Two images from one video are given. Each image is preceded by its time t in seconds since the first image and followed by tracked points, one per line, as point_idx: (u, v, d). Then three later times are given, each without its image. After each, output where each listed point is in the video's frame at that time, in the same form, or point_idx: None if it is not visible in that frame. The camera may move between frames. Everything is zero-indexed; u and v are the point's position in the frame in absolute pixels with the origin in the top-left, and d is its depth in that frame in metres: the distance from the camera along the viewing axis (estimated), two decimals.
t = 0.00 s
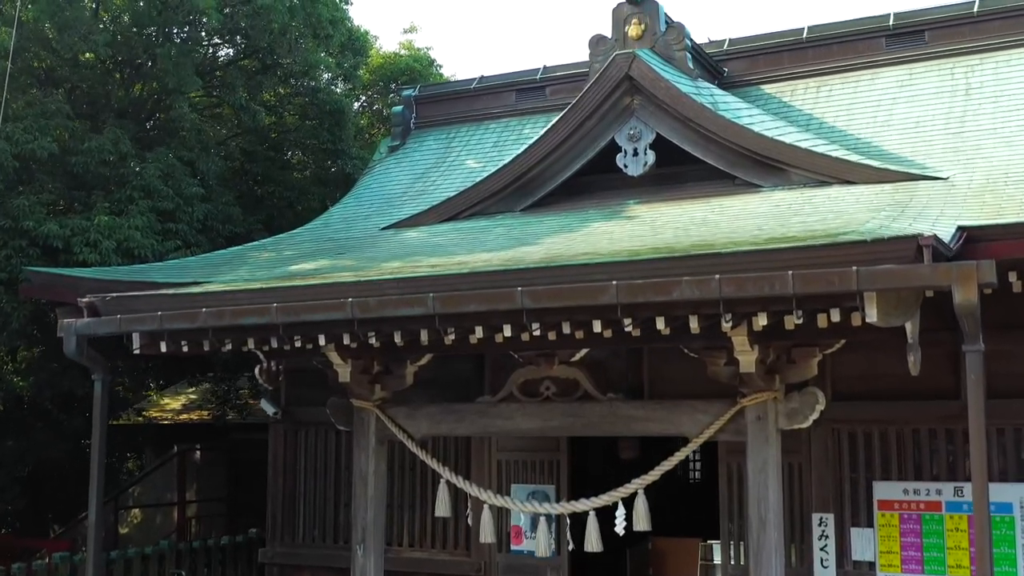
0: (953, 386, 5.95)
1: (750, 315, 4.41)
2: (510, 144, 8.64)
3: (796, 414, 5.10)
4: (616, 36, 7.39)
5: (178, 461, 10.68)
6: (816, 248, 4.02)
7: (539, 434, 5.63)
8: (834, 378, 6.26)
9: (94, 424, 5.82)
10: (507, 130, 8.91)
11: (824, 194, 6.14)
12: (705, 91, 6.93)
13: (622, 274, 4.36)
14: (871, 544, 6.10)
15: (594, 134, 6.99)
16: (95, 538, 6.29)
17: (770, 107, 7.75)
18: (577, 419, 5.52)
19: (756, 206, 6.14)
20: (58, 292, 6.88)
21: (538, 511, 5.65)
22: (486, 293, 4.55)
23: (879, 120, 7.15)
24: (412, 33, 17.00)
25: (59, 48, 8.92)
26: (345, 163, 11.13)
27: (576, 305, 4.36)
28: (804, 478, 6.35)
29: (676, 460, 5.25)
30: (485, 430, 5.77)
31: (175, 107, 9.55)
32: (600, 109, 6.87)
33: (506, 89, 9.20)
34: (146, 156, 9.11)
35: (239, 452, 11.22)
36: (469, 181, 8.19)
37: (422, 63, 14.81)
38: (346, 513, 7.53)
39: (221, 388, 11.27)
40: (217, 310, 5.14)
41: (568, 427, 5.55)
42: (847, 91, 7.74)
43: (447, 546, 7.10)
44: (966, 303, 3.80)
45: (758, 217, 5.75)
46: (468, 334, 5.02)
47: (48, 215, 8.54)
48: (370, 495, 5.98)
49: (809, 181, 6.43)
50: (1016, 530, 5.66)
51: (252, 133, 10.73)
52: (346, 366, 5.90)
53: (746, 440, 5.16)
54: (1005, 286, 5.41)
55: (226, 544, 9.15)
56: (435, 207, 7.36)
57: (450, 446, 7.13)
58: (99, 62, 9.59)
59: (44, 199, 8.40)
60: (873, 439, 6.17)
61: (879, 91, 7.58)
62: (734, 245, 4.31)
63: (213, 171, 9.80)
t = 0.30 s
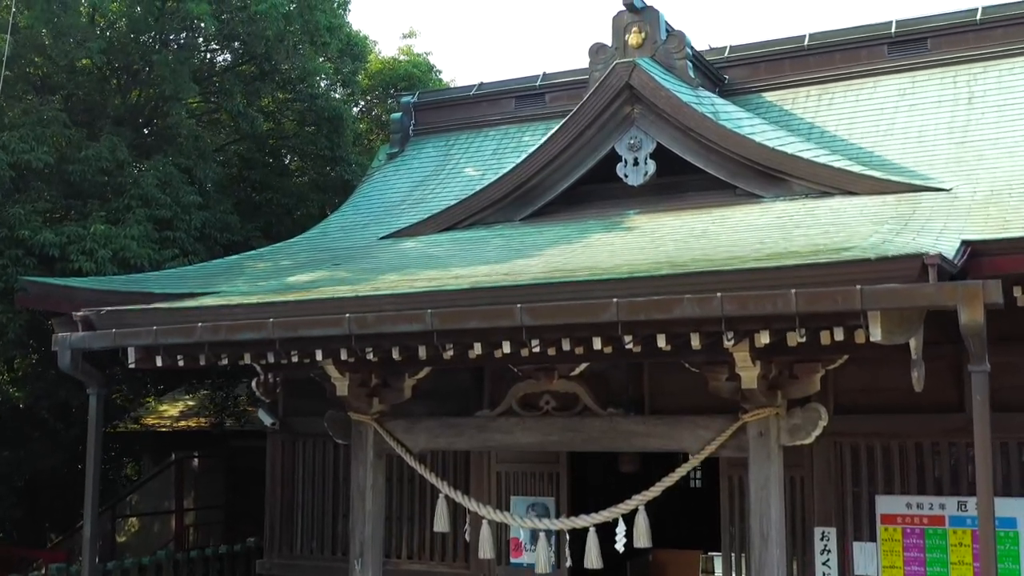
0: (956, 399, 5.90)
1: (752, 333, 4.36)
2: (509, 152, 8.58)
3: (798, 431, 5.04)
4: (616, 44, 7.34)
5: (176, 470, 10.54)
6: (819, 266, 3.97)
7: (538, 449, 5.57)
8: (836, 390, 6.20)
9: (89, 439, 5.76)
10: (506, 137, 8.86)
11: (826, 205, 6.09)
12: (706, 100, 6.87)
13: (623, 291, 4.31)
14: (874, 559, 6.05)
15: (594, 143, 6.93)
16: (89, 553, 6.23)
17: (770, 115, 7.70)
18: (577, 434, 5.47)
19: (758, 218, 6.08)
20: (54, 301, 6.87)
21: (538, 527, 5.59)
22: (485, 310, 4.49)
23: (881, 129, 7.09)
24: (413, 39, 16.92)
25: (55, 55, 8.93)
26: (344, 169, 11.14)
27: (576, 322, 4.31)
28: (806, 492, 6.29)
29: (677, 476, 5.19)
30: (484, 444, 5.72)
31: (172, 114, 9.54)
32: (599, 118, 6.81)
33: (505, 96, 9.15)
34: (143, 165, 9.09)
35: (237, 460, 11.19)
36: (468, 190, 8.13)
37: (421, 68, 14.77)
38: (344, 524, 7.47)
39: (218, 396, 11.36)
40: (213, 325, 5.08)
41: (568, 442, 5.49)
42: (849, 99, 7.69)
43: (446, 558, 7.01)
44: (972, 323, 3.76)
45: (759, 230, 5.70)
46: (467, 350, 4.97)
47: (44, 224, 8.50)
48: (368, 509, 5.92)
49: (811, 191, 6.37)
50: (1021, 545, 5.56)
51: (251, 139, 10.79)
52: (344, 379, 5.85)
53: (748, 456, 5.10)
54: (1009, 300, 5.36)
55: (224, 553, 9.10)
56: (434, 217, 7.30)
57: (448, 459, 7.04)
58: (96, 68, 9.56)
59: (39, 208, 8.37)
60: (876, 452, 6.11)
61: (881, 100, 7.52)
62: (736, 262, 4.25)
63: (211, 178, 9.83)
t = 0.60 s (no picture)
0: (961, 412, 5.84)
1: (755, 352, 4.30)
2: (509, 160, 8.52)
3: (802, 447, 4.99)
4: (617, 53, 7.29)
5: (175, 478, 10.49)
6: (824, 286, 3.90)
7: (539, 465, 5.52)
8: (839, 403, 6.13)
9: (85, 455, 5.71)
10: (507, 145, 8.80)
11: (829, 217, 6.03)
12: (708, 110, 6.82)
13: (626, 309, 4.25)
14: (877, 573, 5.99)
15: (595, 154, 6.87)
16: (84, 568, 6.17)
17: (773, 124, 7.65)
18: (578, 450, 5.42)
19: (760, 230, 6.02)
20: (51, 312, 6.86)
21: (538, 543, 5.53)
22: (485, 327, 4.44)
23: (884, 138, 7.03)
24: (414, 43, 16.86)
25: (52, 63, 8.95)
26: (343, 176, 11.16)
27: (577, 340, 4.26)
28: (809, 505, 6.23)
29: (679, 493, 5.14)
30: (484, 459, 5.67)
31: (170, 122, 9.57)
32: (600, 128, 6.76)
33: (506, 103, 9.09)
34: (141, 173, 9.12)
35: (236, 468, 11.15)
36: (468, 199, 8.07)
37: (421, 74, 14.74)
38: (343, 536, 7.41)
39: (216, 404, 11.21)
40: (211, 340, 5.03)
41: (569, 458, 5.44)
42: (852, 107, 7.63)
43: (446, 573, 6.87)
44: (980, 345, 3.70)
45: (762, 243, 5.65)
46: (467, 367, 4.91)
47: (41, 233, 8.48)
48: (366, 525, 5.86)
49: (814, 203, 6.32)
50: None
51: (251, 146, 10.91)
52: (343, 394, 5.79)
53: (751, 474, 5.05)
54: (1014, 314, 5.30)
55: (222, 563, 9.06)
56: (433, 226, 7.24)
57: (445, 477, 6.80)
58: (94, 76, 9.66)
59: (35, 217, 8.34)
60: (880, 466, 6.04)
61: (884, 108, 7.46)
62: (740, 280, 4.19)
63: (209, 186, 9.83)
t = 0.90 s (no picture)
0: (967, 425, 5.75)
1: (760, 370, 4.25)
2: (510, 168, 8.47)
3: (806, 464, 4.92)
4: (619, 61, 7.25)
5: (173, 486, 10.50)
6: (830, 305, 3.85)
7: (540, 480, 5.47)
8: (844, 416, 6.04)
9: (81, 471, 5.66)
10: (508, 152, 8.75)
11: (833, 229, 5.98)
12: (710, 120, 6.77)
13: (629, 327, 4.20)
14: None
15: (595, 164, 6.82)
16: None
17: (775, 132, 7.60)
18: (579, 466, 5.37)
19: (764, 242, 5.97)
20: (49, 322, 6.86)
21: (539, 560, 5.47)
22: (486, 345, 4.39)
23: (888, 148, 6.98)
24: (413, 48, 16.81)
25: (49, 70, 8.93)
26: (343, 184, 11.21)
27: (580, 359, 4.21)
28: (813, 519, 6.16)
29: (683, 510, 5.08)
30: (485, 475, 5.62)
31: (169, 130, 9.61)
32: (602, 138, 6.71)
33: (507, 110, 9.04)
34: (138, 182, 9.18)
35: (235, 476, 10.99)
36: (468, 208, 8.01)
37: (421, 79, 14.70)
38: (343, 548, 7.33)
39: (216, 412, 11.12)
40: (208, 356, 4.98)
41: (571, 474, 5.39)
42: (855, 116, 7.57)
43: None
44: (989, 366, 3.64)
45: (765, 256, 5.60)
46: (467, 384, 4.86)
47: (39, 242, 8.46)
48: (366, 541, 5.80)
49: (818, 214, 6.26)
50: None
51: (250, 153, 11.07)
52: (343, 408, 5.67)
53: (755, 491, 4.99)
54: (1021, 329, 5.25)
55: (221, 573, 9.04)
56: (434, 236, 7.19)
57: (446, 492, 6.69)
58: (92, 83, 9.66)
59: (33, 226, 8.31)
60: (885, 481, 5.97)
61: (887, 117, 7.40)
62: (745, 298, 4.14)
63: (207, 194, 9.86)
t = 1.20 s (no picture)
0: (972, 439, 5.69)
1: (764, 389, 4.19)
2: (511, 176, 8.42)
3: (811, 481, 4.86)
4: (620, 70, 7.20)
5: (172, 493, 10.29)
6: (836, 324, 3.79)
7: (541, 495, 5.41)
8: (848, 429, 5.95)
9: (78, 486, 5.60)
10: (508, 160, 8.69)
11: (837, 240, 5.93)
12: (713, 129, 6.72)
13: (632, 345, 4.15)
14: None
15: (595, 175, 6.76)
16: None
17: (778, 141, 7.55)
18: (581, 481, 5.32)
19: (767, 254, 5.92)
20: (46, 332, 6.84)
21: None
22: (487, 363, 4.34)
23: (892, 157, 6.93)
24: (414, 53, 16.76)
25: (47, 77, 8.90)
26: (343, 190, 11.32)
27: (582, 377, 4.16)
28: (816, 532, 6.07)
29: (686, 527, 5.02)
30: (486, 489, 5.56)
31: (168, 138, 9.63)
32: (603, 147, 6.65)
33: (507, 117, 8.98)
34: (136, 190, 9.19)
35: (234, 483, 10.76)
36: (469, 216, 7.96)
37: (421, 84, 14.66)
38: (343, 560, 7.27)
39: (216, 419, 11.32)
40: (206, 372, 4.92)
41: (572, 489, 5.33)
42: (858, 124, 7.52)
43: None
44: (998, 387, 3.62)
45: (769, 269, 5.55)
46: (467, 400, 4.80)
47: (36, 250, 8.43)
48: (366, 556, 5.74)
49: (821, 225, 6.21)
50: None
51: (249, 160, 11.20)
52: (343, 422, 5.60)
53: (759, 507, 4.94)
54: None
55: None
56: (434, 246, 7.14)
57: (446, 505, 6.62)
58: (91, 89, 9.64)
59: (30, 235, 8.27)
60: (889, 494, 5.89)
61: (891, 126, 7.35)
62: (749, 316, 4.08)
63: (205, 202, 9.96)
